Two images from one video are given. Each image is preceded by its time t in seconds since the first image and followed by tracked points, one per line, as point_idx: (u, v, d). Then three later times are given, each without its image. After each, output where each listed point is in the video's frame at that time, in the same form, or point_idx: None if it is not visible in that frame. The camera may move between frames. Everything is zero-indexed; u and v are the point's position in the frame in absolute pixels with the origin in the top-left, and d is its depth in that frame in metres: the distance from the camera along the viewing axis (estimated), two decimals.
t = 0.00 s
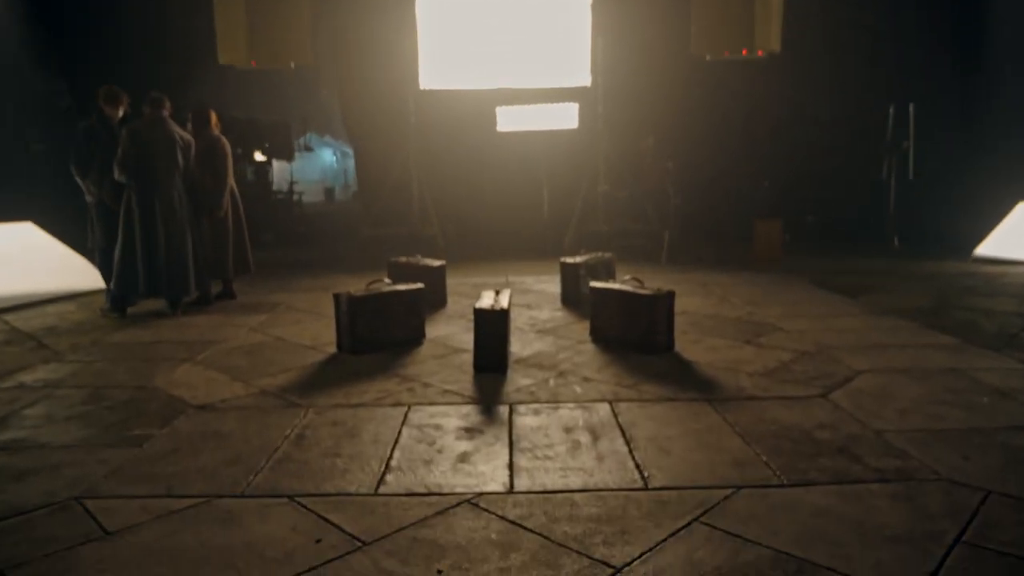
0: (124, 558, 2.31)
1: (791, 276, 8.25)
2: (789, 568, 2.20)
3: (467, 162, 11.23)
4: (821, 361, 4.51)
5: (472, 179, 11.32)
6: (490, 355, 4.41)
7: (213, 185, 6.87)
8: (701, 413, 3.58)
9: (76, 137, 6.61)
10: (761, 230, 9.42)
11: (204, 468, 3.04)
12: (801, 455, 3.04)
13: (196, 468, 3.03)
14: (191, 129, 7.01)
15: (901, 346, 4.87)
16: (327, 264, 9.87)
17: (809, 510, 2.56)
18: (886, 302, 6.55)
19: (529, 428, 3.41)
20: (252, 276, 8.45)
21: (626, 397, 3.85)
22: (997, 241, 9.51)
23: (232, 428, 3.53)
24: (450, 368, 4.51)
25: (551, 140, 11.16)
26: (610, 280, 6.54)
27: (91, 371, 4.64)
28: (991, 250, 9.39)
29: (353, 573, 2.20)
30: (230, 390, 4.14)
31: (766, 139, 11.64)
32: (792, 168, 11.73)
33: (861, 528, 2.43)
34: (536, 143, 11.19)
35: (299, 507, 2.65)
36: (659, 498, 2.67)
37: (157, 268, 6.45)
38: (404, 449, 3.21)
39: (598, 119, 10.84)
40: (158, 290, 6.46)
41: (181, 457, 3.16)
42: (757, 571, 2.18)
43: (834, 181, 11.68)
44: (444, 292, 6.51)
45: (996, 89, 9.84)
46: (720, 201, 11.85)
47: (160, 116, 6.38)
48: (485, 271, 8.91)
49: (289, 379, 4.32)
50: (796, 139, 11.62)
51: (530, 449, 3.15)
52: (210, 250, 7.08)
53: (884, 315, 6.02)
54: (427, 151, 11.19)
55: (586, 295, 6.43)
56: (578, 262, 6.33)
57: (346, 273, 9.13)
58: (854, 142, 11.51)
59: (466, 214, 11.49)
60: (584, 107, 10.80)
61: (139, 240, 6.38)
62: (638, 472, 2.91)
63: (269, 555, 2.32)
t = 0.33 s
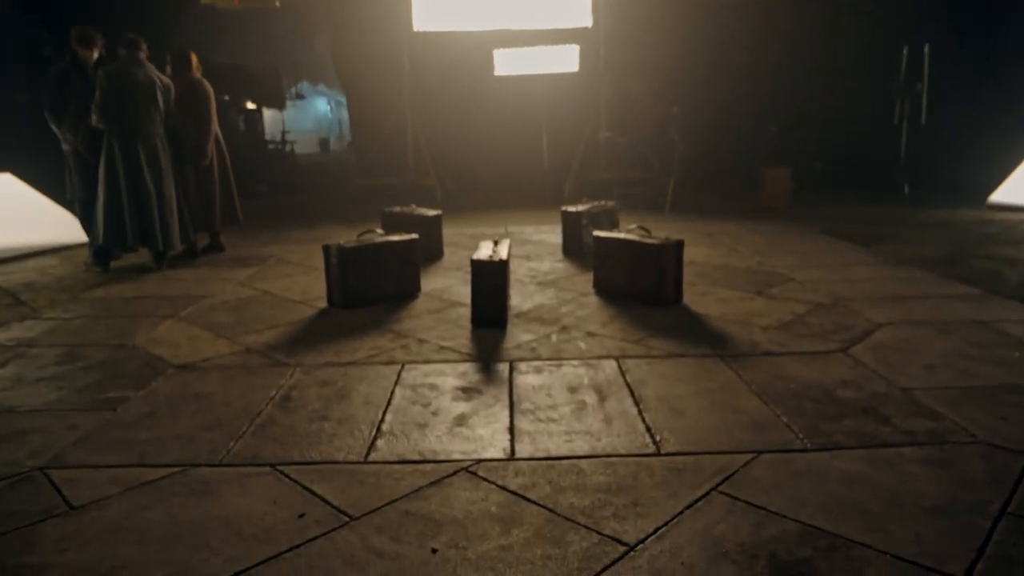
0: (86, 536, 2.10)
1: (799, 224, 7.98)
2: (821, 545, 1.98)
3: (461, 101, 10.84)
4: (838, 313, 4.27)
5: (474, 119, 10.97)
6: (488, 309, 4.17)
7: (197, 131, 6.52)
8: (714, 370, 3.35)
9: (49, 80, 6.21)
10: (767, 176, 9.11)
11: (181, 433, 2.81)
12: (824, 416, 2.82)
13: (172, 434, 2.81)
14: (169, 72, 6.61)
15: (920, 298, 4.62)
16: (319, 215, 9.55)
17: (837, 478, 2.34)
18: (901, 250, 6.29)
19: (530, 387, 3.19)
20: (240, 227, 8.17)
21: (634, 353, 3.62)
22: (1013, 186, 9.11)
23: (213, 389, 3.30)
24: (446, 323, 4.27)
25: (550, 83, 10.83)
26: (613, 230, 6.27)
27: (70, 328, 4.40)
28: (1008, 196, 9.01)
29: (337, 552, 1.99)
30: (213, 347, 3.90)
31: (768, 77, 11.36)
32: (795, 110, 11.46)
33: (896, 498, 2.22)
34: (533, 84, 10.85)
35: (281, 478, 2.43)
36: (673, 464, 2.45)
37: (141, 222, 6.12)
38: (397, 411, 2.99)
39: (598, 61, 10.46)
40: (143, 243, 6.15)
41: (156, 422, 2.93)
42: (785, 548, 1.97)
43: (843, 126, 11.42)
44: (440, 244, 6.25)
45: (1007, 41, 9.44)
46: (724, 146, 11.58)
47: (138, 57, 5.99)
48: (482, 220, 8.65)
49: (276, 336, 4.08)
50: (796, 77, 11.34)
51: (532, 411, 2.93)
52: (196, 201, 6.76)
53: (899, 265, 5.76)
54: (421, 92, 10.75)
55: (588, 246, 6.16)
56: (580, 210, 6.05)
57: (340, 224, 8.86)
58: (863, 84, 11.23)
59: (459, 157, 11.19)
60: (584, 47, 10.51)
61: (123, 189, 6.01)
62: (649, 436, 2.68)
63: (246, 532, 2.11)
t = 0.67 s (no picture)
0: (43, 531, 1.89)
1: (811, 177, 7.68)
2: (862, 542, 1.77)
3: (458, 49, 10.66)
4: (859, 274, 4.01)
5: (474, 66, 10.75)
6: (488, 271, 3.91)
7: (181, 82, 6.19)
8: (732, 338, 3.11)
9: (21, 26, 5.83)
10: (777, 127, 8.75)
11: (156, 411, 2.59)
12: (854, 390, 2.59)
13: (145, 412, 2.58)
14: (151, 19, 6.25)
15: (945, 256, 4.36)
16: (313, 170, 9.23)
17: (873, 462, 2.12)
18: (921, 204, 6.01)
19: (534, 357, 2.96)
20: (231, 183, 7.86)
21: (644, 319, 3.38)
22: None
23: (194, 360, 3.07)
24: (444, 286, 4.02)
25: (549, 32, 10.47)
26: (619, 185, 5.98)
27: (48, 292, 4.17)
28: None
29: (320, 551, 1.78)
30: (195, 313, 3.66)
31: (775, 23, 10.97)
32: (804, 59, 11.08)
33: (940, 485, 2.00)
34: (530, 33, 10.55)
35: (262, 462, 2.21)
36: (692, 446, 2.23)
37: (124, 178, 5.81)
38: (390, 384, 2.77)
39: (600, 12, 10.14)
40: (126, 201, 5.86)
41: (128, 398, 2.71)
42: (822, 546, 1.75)
43: (854, 73, 11.00)
44: (438, 201, 5.96)
45: None
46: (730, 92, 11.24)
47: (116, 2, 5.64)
48: (482, 175, 8.35)
49: (263, 301, 3.83)
50: (802, 22, 10.94)
51: (537, 385, 2.71)
52: (181, 157, 6.46)
53: (920, 220, 5.48)
54: (418, 38, 10.56)
55: (593, 202, 5.89)
56: (584, 164, 5.75)
57: (335, 179, 8.56)
58: (880, 32, 10.80)
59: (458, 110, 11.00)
60: None
61: (104, 144, 5.70)
62: (664, 414, 2.46)
63: (220, 527, 1.89)
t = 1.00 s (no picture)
0: None
1: (823, 152, 7.40)
2: None
3: (455, 16, 10.51)
4: (882, 258, 3.77)
5: (471, 33, 10.61)
6: (487, 256, 3.66)
7: (164, 50, 5.87)
8: (751, 332, 2.87)
9: None
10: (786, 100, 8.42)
11: (122, 417, 2.36)
12: (888, 393, 2.36)
13: (110, 418, 2.36)
14: None
15: (971, 238, 4.10)
16: (306, 144, 8.93)
17: (917, 480, 1.90)
18: (940, 181, 5.75)
19: (537, 354, 2.74)
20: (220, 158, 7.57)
21: (655, 310, 3.14)
22: None
23: (169, 356, 2.84)
24: (440, 271, 3.77)
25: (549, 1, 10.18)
26: (624, 162, 5.71)
27: (19, 278, 3.92)
28: None
29: None
30: (173, 303, 3.42)
31: None
32: (813, 30, 10.85)
33: (995, 510, 1.78)
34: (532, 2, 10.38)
35: (237, 480, 2.00)
36: (714, 461, 2.01)
37: (105, 154, 5.52)
38: (380, 385, 2.54)
39: None
40: (108, 178, 5.57)
41: (94, 401, 2.48)
42: None
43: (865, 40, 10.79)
44: (434, 178, 5.70)
45: None
46: (733, 57, 10.98)
47: None
48: (481, 149, 8.07)
49: (246, 288, 3.59)
50: None
51: (540, 386, 2.48)
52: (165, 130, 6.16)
53: (940, 198, 5.22)
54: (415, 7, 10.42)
55: (596, 179, 5.62)
56: (589, 139, 5.48)
57: (328, 153, 8.27)
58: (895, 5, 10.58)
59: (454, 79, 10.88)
60: None
61: (82, 118, 5.41)
62: (682, 422, 2.24)
63: (184, 562, 1.68)
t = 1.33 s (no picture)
0: None
1: (834, 142, 7.16)
2: None
3: None
4: (908, 262, 3.54)
5: (470, 16, 10.33)
6: (487, 259, 3.43)
7: (147, 35, 5.59)
8: (774, 350, 2.65)
9: None
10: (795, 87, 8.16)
11: (86, 449, 2.14)
12: (929, 425, 2.15)
13: (73, 450, 2.14)
14: None
15: (1000, 240, 3.88)
16: (300, 131, 8.67)
17: (972, 535, 1.69)
18: (960, 175, 5.52)
19: (542, 375, 2.52)
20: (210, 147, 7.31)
21: (668, 322, 2.92)
22: None
23: (144, 373, 2.62)
24: (437, 275, 3.54)
25: None
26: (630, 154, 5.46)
27: None
28: None
29: None
30: (151, 311, 3.19)
31: None
32: (822, 14, 10.55)
33: None
34: None
35: (208, 529, 1.79)
36: (742, 510, 1.80)
37: (87, 147, 5.27)
38: (372, 412, 2.32)
39: None
40: (90, 171, 5.33)
41: (59, 428, 2.26)
42: None
43: (876, 24, 10.51)
44: (432, 170, 5.46)
45: None
46: (733, 41, 10.74)
47: None
48: (480, 137, 7.82)
49: (230, 294, 3.36)
50: None
51: (547, 415, 2.27)
52: (150, 119, 5.90)
53: (961, 193, 4.99)
54: None
55: (601, 173, 5.39)
56: (593, 131, 5.24)
57: (322, 141, 8.02)
58: None
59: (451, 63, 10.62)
60: None
61: (61, 106, 5.16)
62: (704, 459, 2.02)
63: None
